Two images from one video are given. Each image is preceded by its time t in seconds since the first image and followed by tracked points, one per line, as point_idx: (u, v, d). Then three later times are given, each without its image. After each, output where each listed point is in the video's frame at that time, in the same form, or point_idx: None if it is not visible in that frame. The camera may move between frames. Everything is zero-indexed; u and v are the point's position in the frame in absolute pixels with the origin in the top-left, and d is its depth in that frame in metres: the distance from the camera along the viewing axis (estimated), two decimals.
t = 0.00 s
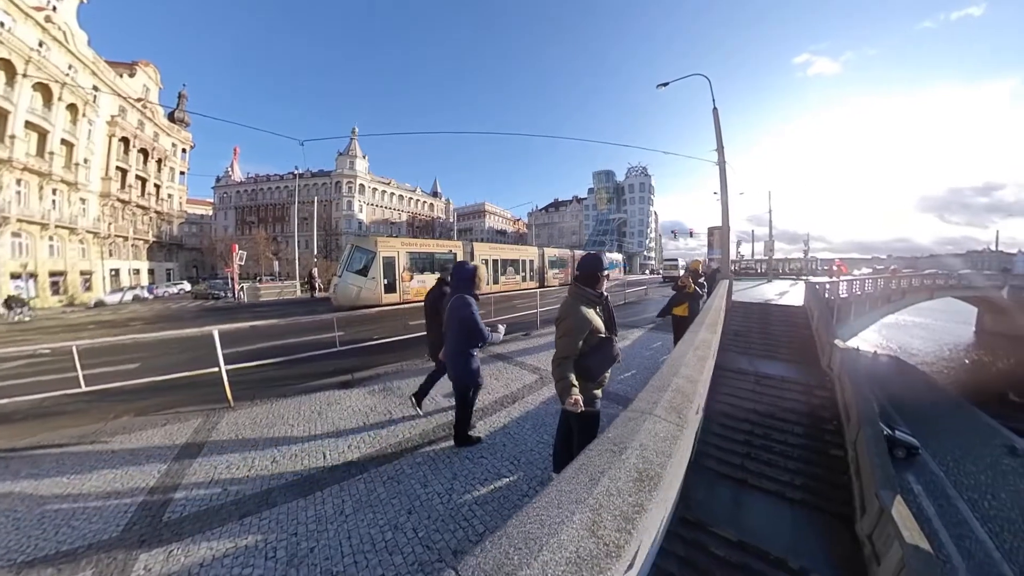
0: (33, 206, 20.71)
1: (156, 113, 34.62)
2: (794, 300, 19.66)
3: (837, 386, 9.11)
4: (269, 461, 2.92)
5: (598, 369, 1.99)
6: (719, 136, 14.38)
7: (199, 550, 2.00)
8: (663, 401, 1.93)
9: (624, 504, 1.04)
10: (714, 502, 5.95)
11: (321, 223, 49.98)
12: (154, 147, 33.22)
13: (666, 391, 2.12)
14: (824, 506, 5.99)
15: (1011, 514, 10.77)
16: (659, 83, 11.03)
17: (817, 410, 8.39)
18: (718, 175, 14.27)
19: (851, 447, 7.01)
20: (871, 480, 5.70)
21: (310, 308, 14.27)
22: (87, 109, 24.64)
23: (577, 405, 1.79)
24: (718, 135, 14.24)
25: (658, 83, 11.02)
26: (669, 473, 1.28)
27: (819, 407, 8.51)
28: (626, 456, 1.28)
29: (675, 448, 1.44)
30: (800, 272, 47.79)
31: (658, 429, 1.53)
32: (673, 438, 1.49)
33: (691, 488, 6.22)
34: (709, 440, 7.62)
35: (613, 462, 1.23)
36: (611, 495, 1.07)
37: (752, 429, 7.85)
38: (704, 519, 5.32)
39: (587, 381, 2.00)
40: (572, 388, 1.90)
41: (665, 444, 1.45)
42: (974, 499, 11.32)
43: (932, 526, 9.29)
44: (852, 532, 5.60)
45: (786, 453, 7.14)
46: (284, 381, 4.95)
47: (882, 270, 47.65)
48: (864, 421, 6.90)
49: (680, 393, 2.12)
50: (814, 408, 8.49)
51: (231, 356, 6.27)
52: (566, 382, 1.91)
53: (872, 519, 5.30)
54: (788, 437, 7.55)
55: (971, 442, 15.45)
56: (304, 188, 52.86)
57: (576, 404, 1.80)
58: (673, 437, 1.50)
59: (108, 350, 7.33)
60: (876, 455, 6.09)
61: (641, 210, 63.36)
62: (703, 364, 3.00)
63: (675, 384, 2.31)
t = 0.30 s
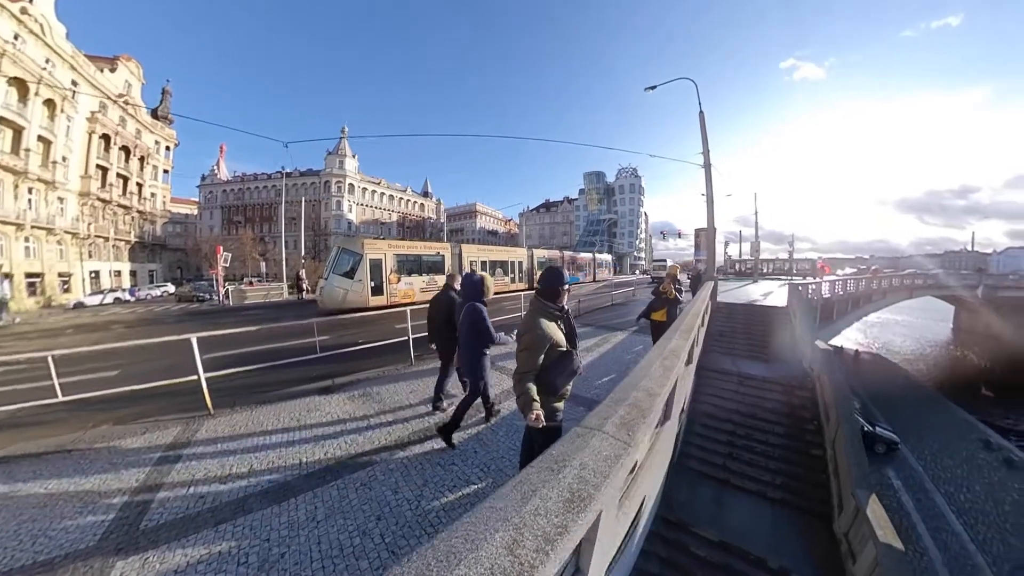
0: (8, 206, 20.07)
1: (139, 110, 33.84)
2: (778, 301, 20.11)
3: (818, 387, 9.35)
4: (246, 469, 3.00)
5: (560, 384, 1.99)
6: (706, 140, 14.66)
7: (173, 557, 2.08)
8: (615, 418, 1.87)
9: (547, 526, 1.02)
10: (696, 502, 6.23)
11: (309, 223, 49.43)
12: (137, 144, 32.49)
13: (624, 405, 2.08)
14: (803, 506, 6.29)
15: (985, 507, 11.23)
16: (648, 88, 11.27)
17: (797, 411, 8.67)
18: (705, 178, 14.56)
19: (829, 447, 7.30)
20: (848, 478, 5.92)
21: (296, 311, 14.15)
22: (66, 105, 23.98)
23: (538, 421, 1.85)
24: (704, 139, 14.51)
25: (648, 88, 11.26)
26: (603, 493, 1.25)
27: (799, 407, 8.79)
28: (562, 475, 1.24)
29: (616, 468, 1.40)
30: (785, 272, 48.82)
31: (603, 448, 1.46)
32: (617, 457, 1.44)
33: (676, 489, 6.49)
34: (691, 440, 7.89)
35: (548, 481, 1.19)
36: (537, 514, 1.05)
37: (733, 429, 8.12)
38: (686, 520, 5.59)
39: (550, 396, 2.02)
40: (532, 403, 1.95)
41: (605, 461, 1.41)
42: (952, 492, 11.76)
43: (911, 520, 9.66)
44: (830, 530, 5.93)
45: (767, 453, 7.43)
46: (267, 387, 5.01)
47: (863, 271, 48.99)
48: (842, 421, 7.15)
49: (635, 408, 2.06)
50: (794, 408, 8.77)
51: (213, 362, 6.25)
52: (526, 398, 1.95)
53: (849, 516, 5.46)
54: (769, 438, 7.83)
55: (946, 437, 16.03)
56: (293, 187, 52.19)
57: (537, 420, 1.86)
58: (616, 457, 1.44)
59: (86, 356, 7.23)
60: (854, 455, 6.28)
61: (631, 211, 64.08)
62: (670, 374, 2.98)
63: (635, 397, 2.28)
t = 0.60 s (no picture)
0: None
1: (120, 106, 33.07)
2: (763, 300, 20.49)
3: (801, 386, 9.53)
4: (220, 476, 3.02)
5: (520, 394, 2.05)
6: (693, 143, 14.87)
7: (142, 564, 2.12)
8: (571, 428, 1.70)
9: (475, 546, 0.96)
10: (680, 502, 6.63)
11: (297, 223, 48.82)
12: (118, 142, 31.77)
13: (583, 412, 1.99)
14: (784, 505, 6.58)
15: (964, 499, 11.65)
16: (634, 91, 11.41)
17: (780, 410, 8.87)
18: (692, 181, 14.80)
19: (811, 446, 7.50)
20: (829, 475, 6.14)
21: (281, 313, 14.01)
22: (43, 101, 23.37)
23: (499, 432, 1.88)
24: (690, 141, 14.73)
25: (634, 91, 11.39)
26: (545, 509, 1.19)
27: (782, 407, 8.99)
28: (500, 490, 1.17)
29: (562, 483, 1.32)
30: (771, 271, 49.80)
31: (549, 462, 1.38)
32: (565, 471, 1.36)
33: (661, 490, 6.91)
34: (676, 443, 8.11)
35: (487, 497, 1.13)
36: (469, 530, 1.00)
37: (718, 429, 8.38)
38: (668, 521, 6.09)
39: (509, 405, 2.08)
40: (494, 414, 1.97)
41: (552, 475, 1.33)
42: (933, 486, 12.15)
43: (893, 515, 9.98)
44: (811, 529, 6.22)
45: (749, 452, 7.71)
46: (249, 393, 5.01)
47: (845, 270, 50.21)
48: (822, 420, 7.33)
49: (594, 419, 1.92)
50: (777, 408, 8.98)
51: (193, 368, 6.19)
52: (487, 408, 1.96)
53: (830, 514, 5.63)
54: (752, 437, 8.07)
55: (926, 432, 16.55)
56: (280, 187, 51.51)
57: (498, 431, 1.89)
58: (562, 472, 1.36)
59: (62, 363, 7.11)
60: (836, 452, 6.43)
61: (621, 212, 64.74)
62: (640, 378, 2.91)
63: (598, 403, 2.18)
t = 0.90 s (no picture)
0: None
1: (100, 100, 32.17)
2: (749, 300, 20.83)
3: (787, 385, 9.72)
4: (198, 487, 2.97)
5: (496, 404, 2.06)
6: (682, 144, 15.05)
7: None
8: (546, 439, 1.68)
9: (434, 565, 0.96)
10: (669, 502, 6.77)
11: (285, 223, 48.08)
12: (98, 138, 30.89)
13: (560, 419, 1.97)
14: (770, 503, 6.73)
15: (944, 492, 12.05)
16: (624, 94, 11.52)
17: (767, 410, 9.02)
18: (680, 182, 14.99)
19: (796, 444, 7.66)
20: (815, 473, 6.29)
21: (267, 316, 13.80)
22: (19, 94, 22.62)
23: (475, 444, 1.87)
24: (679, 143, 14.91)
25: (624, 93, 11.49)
26: (509, 528, 1.18)
27: (768, 407, 9.15)
28: (465, 508, 1.18)
29: (528, 500, 1.31)
30: (758, 271, 50.66)
31: (518, 478, 1.37)
32: (533, 487, 1.35)
33: (651, 491, 7.05)
34: (662, 444, 8.24)
35: (450, 514, 1.14)
36: (429, 548, 1.00)
37: (706, 429, 8.53)
38: (656, 521, 6.21)
39: (486, 416, 2.08)
40: (470, 426, 1.96)
41: (519, 492, 1.32)
42: (914, 480, 12.54)
43: (876, 510, 10.28)
44: (798, 526, 6.34)
45: (737, 451, 7.89)
46: (232, 399, 4.95)
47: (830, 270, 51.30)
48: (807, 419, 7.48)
49: (573, 427, 1.90)
50: (764, 408, 9.14)
51: (175, 374, 6.06)
52: (463, 420, 1.94)
53: (816, 511, 5.76)
54: (740, 437, 8.23)
55: (907, 427, 17.05)
56: (268, 185, 50.67)
57: (474, 443, 1.87)
58: (530, 488, 1.35)
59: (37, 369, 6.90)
60: (821, 451, 6.58)
61: (612, 212, 65.22)
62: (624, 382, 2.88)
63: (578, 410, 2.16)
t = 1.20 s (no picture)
0: None
1: (79, 93, 31.20)
2: (737, 301, 21.21)
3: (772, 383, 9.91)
4: (179, 493, 2.93)
5: (479, 408, 2.05)
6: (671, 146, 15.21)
7: None
8: (528, 442, 1.68)
9: (410, 571, 0.96)
10: (659, 501, 6.87)
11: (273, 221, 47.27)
12: (77, 132, 29.98)
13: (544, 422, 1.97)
14: (757, 500, 6.88)
15: (925, 486, 12.43)
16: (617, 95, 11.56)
17: (754, 409, 9.19)
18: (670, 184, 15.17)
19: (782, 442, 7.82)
20: (800, 470, 6.43)
21: (254, 317, 13.57)
22: None
23: (459, 450, 1.86)
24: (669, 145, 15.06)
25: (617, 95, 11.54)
26: (486, 534, 1.19)
27: (756, 405, 9.31)
28: (442, 515, 1.18)
29: (507, 506, 1.30)
30: (746, 273, 51.48)
31: (497, 483, 1.37)
32: (511, 492, 1.35)
33: (640, 490, 7.15)
34: (651, 444, 8.35)
35: (429, 521, 1.14)
36: (406, 555, 1.01)
37: (695, 428, 8.67)
38: (646, 521, 6.29)
39: (469, 420, 2.09)
40: (453, 432, 1.95)
41: (497, 498, 1.31)
42: (896, 474, 12.90)
43: (860, 504, 10.56)
44: (783, 523, 6.49)
45: (725, 450, 8.04)
46: (217, 403, 4.87)
47: (816, 271, 52.36)
48: (792, 417, 7.64)
49: (557, 430, 1.90)
50: (751, 406, 9.30)
51: (157, 378, 5.94)
52: (446, 426, 1.93)
53: (801, 508, 5.90)
54: (727, 435, 8.38)
55: (889, 423, 17.51)
56: (255, 183, 49.76)
57: (458, 448, 1.86)
58: (510, 494, 1.35)
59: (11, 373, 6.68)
60: (806, 448, 6.73)
61: (603, 213, 65.70)
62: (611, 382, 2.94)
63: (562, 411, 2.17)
